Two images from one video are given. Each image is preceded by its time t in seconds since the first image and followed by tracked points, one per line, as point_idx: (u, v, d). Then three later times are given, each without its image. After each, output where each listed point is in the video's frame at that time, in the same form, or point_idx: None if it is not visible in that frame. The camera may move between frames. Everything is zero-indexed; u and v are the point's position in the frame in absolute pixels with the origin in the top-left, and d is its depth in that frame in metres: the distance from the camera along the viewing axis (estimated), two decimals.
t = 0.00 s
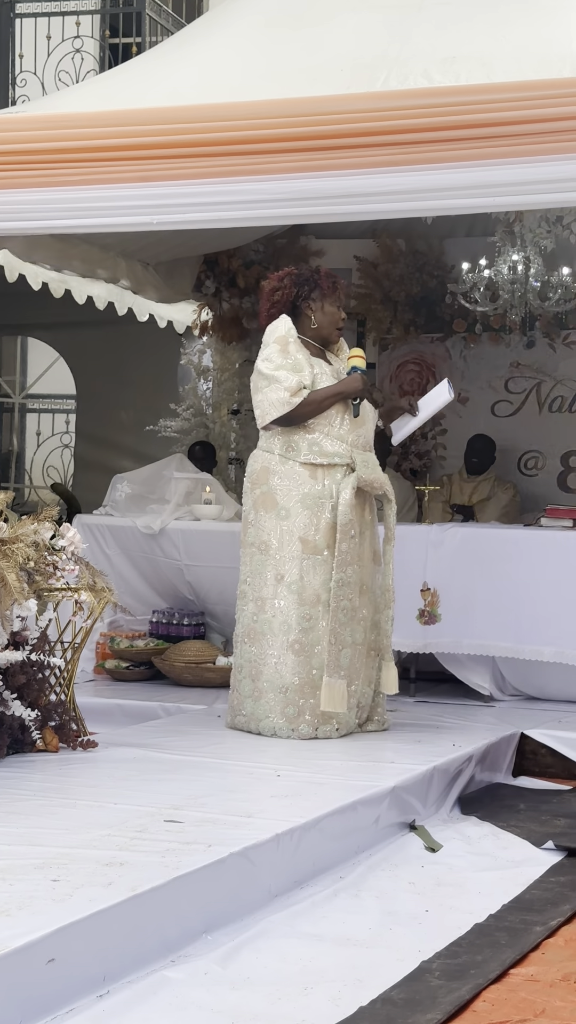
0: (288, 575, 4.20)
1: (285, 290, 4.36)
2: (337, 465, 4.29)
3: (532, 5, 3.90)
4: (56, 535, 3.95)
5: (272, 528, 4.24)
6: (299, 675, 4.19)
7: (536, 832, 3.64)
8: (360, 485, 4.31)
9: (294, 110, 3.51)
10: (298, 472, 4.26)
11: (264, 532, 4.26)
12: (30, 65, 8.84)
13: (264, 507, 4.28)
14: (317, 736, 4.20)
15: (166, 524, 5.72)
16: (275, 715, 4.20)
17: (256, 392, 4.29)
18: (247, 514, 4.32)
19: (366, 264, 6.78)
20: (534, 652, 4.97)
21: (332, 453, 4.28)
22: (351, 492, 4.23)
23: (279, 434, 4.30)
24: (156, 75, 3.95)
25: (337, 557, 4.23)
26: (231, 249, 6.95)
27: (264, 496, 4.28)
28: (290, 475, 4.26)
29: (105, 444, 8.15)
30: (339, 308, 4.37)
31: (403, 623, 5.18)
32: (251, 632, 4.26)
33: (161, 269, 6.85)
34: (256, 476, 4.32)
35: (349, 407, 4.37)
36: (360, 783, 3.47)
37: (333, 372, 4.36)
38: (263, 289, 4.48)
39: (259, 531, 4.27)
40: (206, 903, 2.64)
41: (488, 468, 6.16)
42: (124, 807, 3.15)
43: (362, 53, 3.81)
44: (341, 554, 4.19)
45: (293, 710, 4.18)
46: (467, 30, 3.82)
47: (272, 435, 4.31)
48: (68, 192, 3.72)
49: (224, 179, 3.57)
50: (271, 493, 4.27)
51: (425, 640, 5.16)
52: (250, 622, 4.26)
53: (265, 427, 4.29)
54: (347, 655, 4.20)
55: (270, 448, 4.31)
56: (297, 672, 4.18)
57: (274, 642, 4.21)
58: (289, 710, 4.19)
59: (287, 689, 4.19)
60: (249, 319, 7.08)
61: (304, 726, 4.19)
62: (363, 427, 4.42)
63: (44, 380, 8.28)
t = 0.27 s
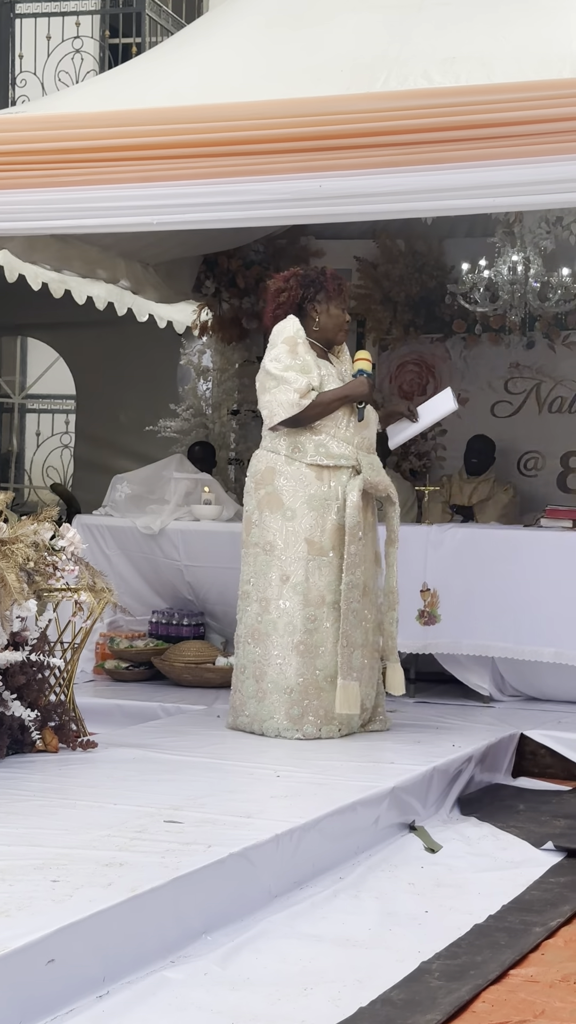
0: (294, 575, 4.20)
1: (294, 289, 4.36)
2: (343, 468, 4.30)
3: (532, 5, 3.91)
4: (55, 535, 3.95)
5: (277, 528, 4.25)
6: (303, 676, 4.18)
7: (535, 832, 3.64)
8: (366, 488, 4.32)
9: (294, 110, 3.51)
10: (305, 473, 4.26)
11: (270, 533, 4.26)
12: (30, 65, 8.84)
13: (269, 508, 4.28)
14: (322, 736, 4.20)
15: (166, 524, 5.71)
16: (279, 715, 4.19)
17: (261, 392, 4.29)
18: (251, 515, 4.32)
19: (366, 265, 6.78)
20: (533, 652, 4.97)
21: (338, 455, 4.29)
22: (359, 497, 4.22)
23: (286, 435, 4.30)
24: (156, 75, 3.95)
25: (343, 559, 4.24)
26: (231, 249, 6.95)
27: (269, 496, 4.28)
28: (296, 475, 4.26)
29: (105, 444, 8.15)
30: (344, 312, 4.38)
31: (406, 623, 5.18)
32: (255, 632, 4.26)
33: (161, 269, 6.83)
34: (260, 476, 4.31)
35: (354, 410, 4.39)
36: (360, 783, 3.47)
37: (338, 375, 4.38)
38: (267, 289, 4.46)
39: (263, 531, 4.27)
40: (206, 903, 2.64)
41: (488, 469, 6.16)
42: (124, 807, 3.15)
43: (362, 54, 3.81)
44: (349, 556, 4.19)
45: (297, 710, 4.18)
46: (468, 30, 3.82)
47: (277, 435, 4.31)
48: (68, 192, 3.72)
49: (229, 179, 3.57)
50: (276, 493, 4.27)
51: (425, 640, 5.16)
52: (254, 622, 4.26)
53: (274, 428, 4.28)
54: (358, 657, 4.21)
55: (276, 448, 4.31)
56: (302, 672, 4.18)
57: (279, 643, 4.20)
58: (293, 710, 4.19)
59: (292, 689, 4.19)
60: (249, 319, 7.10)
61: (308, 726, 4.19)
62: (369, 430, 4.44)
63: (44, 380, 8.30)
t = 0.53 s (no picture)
0: (293, 575, 4.20)
1: (285, 291, 4.37)
2: (343, 470, 4.30)
3: (532, 6, 3.91)
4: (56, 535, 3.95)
5: (277, 528, 4.25)
6: (302, 676, 4.19)
7: (535, 833, 3.64)
8: (367, 489, 4.32)
9: (296, 111, 3.51)
10: (305, 473, 4.26)
11: (269, 533, 4.26)
12: (30, 66, 8.84)
13: (269, 507, 4.27)
14: (321, 737, 4.19)
15: (166, 524, 5.71)
16: (279, 715, 4.19)
17: (260, 393, 4.30)
18: (251, 515, 4.32)
19: (366, 265, 6.79)
20: (533, 652, 4.98)
21: (339, 457, 4.29)
22: (359, 497, 4.24)
23: (287, 435, 4.30)
24: (156, 76, 3.95)
25: (344, 559, 4.24)
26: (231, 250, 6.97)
27: (269, 496, 4.28)
28: (297, 475, 4.26)
29: (105, 445, 8.15)
30: (339, 311, 4.32)
31: (406, 623, 5.17)
32: (254, 632, 4.26)
33: (161, 270, 6.86)
34: (260, 476, 4.31)
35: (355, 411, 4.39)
36: (360, 783, 3.47)
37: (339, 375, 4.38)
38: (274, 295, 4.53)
39: (263, 531, 4.27)
40: (206, 904, 2.64)
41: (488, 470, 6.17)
42: (124, 807, 3.15)
43: (363, 54, 3.82)
44: (352, 558, 4.19)
45: (297, 710, 4.18)
46: (468, 30, 3.83)
47: (278, 435, 4.31)
48: (67, 193, 3.72)
49: (239, 179, 3.56)
50: (276, 493, 4.27)
51: (424, 640, 5.16)
52: (254, 621, 4.26)
53: (273, 428, 4.26)
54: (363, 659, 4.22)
55: (276, 448, 4.30)
56: (301, 672, 4.19)
57: (278, 642, 4.20)
58: (293, 710, 4.18)
59: (291, 689, 4.19)
60: (249, 319, 7.09)
61: (308, 726, 4.18)
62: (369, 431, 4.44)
63: (44, 380, 8.31)
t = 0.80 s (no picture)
0: (283, 576, 4.20)
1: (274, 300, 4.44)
2: (335, 470, 4.29)
3: (534, 7, 3.91)
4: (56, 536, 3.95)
5: (268, 529, 4.26)
6: (293, 677, 4.19)
7: (536, 833, 3.64)
8: (359, 489, 4.29)
9: (297, 111, 3.52)
10: (296, 474, 4.26)
11: (262, 534, 4.27)
12: (30, 67, 8.84)
13: (262, 508, 4.29)
14: (313, 738, 4.19)
15: (166, 524, 5.72)
16: (271, 715, 4.19)
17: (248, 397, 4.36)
18: (247, 516, 4.34)
19: (366, 266, 6.79)
20: (533, 652, 4.98)
21: (331, 457, 4.28)
22: (349, 497, 4.22)
23: (277, 435, 4.32)
24: (157, 76, 3.95)
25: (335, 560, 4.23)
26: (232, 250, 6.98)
27: (261, 498, 4.29)
28: (288, 476, 4.27)
29: (105, 446, 8.15)
30: (317, 309, 4.29)
31: (401, 623, 5.18)
32: (248, 633, 4.27)
33: (161, 272, 6.89)
34: (254, 477, 4.33)
35: (348, 411, 4.36)
36: (360, 784, 3.47)
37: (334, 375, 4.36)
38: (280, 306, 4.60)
39: (257, 532, 4.28)
40: (207, 904, 2.64)
41: (488, 470, 6.18)
42: (124, 808, 3.15)
43: (363, 54, 3.82)
44: (341, 559, 4.19)
45: (288, 710, 4.18)
46: (469, 31, 3.83)
47: (270, 436, 4.33)
48: (68, 193, 3.72)
49: (243, 180, 3.56)
50: (269, 494, 4.28)
51: (424, 640, 5.16)
52: (248, 622, 4.28)
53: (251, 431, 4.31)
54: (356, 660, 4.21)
55: (269, 450, 4.32)
56: (293, 672, 4.19)
57: (269, 642, 4.20)
58: (284, 710, 4.18)
59: (281, 690, 4.19)
60: (250, 320, 7.04)
61: (299, 727, 4.19)
62: (364, 429, 4.41)
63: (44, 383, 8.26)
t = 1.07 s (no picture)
0: (268, 578, 4.22)
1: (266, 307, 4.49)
2: (316, 470, 4.26)
3: (534, 8, 3.91)
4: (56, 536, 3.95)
5: (254, 531, 4.28)
6: (280, 678, 4.20)
7: (536, 834, 3.64)
8: (341, 489, 4.26)
9: (298, 112, 3.52)
10: (278, 475, 4.27)
11: (249, 536, 4.29)
12: (30, 67, 8.84)
13: (249, 511, 4.31)
14: (305, 739, 4.19)
15: (166, 524, 5.73)
16: (262, 716, 4.21)
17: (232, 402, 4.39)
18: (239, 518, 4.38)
19: (366, 267, 6.78)
20: (534, 653, 4.97)
21: (311, 457, 4.25)
22: (326, 498, 4.22)
23: (261, 436, 4.34)
24: (157, 77, 3.95)
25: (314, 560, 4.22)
26: (233, 251, 7.00)
27: (249, 501, 4.32)
28: (270, 478, 4.28)
29: (105, 447, 8.14)
30: (301, 307, 4.32)
31: (397, 624, 5.20)
32: (242, 635, 4.31)
33: (162, 271, 6.94)
34: (244, 480, 4.37)
35: (332, 409, 4.30)
36: (361, 785, 3.48)
37: (320, 374, 4.32)
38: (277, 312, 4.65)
39: (245, 534, 4.31)
40: (208, 905, 2.64)
41: (489, 471, 6.18)
42: (125, 808, 3.16)
43: (364, 55, 3.82)
44: (317, 559, 4.18)
45: (279, 710, 4.19)
46: (469, 31, 3.83)
47: (257, 437, 4.36)
48: (68, 194, 3.72)
49: (244, 180, 3.56)
50: (254, 496, 4.30)
51: (424, 640, 5.16)
52: (241, 624, 4.31)
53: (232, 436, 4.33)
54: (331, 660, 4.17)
55: (256, 452, 4.36)
56: (279, 674, 4.20)
57: (257, 644, 4.23)
58: (274, 710, 4.20)
59: (269, 692, 4.21)
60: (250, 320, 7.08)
61: (292, 728, 4.19)
62: (350, 428, 4.33)
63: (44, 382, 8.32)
